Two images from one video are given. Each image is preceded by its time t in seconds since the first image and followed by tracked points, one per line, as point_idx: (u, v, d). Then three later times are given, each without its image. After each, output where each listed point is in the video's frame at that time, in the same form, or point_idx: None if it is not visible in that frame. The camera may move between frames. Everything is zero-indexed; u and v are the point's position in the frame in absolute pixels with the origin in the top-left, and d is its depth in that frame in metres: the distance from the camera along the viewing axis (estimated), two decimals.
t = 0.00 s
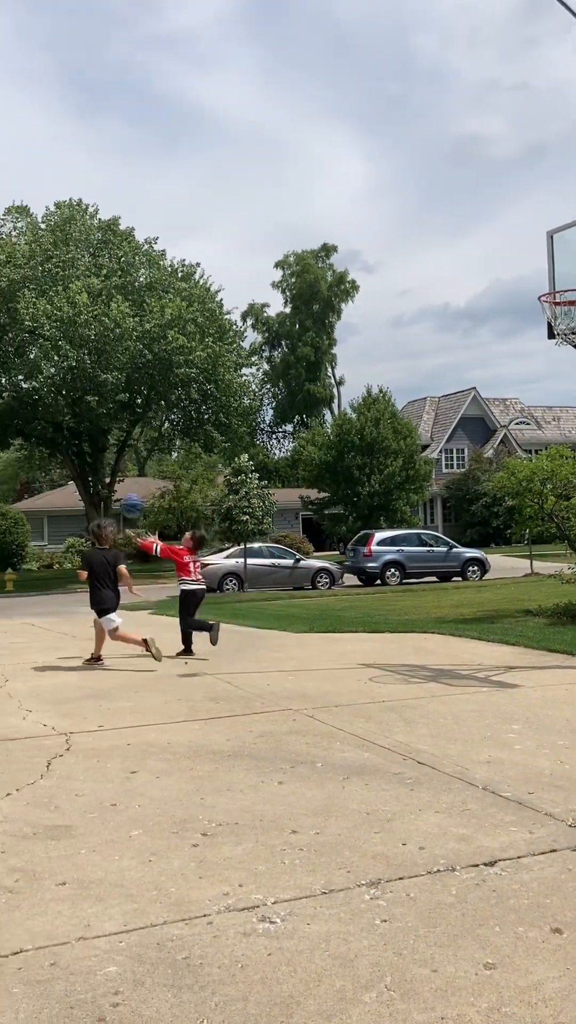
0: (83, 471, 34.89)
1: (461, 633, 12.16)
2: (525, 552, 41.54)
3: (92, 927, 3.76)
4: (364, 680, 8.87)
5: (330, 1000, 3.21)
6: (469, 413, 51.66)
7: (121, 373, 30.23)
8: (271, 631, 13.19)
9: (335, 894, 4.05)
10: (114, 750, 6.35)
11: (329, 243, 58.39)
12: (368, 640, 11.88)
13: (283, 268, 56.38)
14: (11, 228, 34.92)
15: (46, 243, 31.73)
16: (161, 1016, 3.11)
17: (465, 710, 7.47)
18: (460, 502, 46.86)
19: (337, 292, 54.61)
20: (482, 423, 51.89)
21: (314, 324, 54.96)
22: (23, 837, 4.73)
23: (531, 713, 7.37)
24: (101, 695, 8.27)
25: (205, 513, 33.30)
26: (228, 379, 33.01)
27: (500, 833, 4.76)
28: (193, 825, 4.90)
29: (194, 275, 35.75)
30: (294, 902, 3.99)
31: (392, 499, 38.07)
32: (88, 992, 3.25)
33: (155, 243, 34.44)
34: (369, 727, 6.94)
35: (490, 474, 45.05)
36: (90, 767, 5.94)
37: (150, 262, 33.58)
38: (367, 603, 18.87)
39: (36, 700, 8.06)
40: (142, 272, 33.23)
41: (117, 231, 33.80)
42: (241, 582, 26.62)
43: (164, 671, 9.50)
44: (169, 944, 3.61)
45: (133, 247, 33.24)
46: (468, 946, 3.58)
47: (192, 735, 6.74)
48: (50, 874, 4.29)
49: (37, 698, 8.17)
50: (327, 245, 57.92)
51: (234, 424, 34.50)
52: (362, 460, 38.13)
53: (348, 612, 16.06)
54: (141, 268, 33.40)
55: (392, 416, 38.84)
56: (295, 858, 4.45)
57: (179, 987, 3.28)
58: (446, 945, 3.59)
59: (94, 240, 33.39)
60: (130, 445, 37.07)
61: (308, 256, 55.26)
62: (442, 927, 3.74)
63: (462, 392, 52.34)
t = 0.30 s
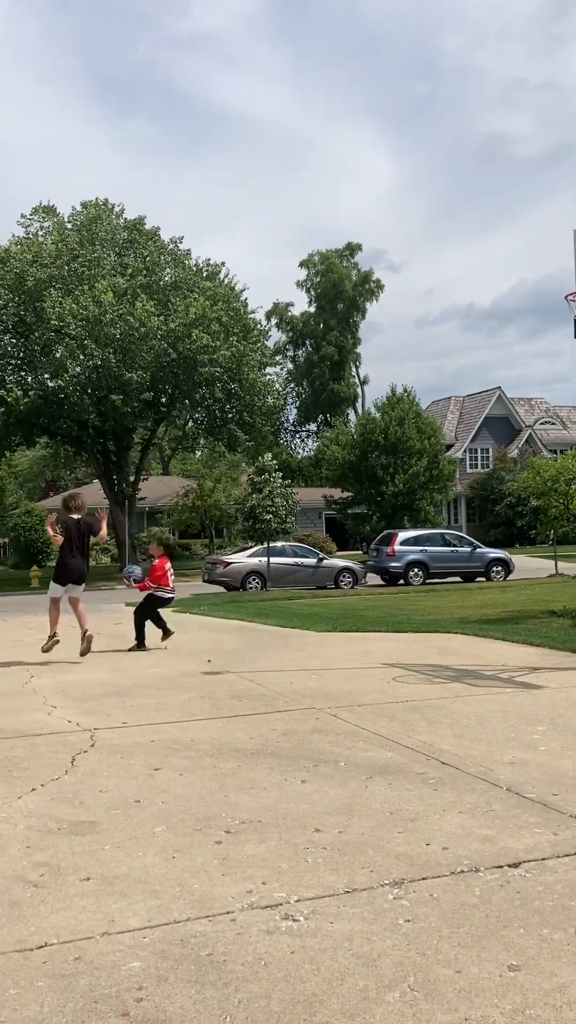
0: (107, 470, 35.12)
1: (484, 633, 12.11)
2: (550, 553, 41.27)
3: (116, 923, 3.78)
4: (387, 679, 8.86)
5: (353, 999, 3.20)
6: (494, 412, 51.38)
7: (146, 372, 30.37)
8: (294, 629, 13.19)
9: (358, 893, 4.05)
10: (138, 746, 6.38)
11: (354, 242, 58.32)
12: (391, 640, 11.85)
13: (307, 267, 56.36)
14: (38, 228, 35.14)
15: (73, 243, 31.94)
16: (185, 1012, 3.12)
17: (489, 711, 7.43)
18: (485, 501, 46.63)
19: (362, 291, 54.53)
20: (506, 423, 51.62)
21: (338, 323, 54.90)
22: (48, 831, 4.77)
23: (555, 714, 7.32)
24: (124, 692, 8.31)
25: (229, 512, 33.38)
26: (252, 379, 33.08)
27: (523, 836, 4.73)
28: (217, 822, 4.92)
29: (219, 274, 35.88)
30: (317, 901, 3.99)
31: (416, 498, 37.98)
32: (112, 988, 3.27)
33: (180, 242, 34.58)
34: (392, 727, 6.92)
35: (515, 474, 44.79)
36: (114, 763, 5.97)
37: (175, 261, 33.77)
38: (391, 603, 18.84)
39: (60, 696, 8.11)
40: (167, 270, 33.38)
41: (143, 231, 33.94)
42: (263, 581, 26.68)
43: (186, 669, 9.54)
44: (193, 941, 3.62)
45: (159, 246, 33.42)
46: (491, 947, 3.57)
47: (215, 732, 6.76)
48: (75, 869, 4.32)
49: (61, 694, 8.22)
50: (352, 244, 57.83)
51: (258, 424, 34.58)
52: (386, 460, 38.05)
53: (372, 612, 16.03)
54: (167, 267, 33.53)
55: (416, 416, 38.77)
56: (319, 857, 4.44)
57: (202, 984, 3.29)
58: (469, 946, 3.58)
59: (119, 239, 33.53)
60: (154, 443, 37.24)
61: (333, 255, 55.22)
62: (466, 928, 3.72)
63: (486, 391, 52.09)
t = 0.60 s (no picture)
0: (124, 468, 35.23)
1: (501, 633, 12.07)
2: (567, 552, 41.04)
3: (134, 918, 3.79)
4: (404, 679, 8.84)
5: (371, 997, 3.20)
6: (511, 411, 51.18)
7: (163, 370, 30.44)
8: (310, 627, 13.19)
9: (375, 892, 4.04)
10: (155, 743, 6.41)
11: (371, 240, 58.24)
12: (408, 639, 11.81)
13: (324, 266, 56.30)
14: (57, 228, 35.32)
15: (91, 242, 32.06)
16: (203, 1009, 3.12)
17: (506, 710, 7.40)
18: (502, 501, 46.44)
19: (379, 289, 54.44)
20: (524, 421, 51.40)
21: (355, 321, 54.84)
22: (66, 827, 4.79)
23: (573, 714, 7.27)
24: (141, 689, 8.35)
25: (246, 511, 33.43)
26: (268, 378, 33.11)
27: (541, 836, 4.70)
28: (234, 820, 4.92)
29: (236, 273, 35.96)
30: (334, 899, 3.98)
31: (432, 497, 37.91)
32: (131, 983, 3.28)
33: (197, 241, 34.66)
34: (408, 725, 6.91)
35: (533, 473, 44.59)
36: (132, 760, 5.99)
37: (193, 259, 33.87)
38: (407, 603, 18.78)
39: (78, 693, 8.15)
40: (184, 269, 33.55)
41: (160, 229, 34.02)
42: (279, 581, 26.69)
43: (203, 667, 9.57)
44: (210, 938, 3.62)
45: (176, 245, 33.52)
46: (510, 947, 3.55)
47: (231, 730, 6.77)
48: (93, 866, 4.33)
49: (79, 691, 8.25)
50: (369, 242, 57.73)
51: (274, 422, 34.59)
52: (403, 459, 37.96)
53: (388, 611, 16.00)
54: (184, 266, 33.64)
55: (433, 415, 38.69)
56: (335, 855, 4.44)
57: (220, 980, 3.30)
58: (488, 946, 3.56)
59: (137, 238, 33.58)
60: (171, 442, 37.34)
61: (350, 253, 55.14)
62: (483, 928, 3.72)
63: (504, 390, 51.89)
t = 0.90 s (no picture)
0: (137, 466, 35.31)
1: (513, 632, 12.03)
2: None
3: (146, 915, 3.80)
4: (416, 678, 8.83)
5: (383, 996, 3.21)
6: (524, 410, 51.06)
7: (176, 369, 30.50)
8: (322, 626, 13.19)
9: (387, 891, 4.04)
10: (167, 741, 6.43)
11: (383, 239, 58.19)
12: (420, 638, 11.79)
13: (337, 264, 56.29)
14: (71, 226, 35.41)
15: (104, 240, 32.16)
16: (215, 1005, 3.13)
17: (518, 710, 7.38)
18: (514, 500, 46.31)
19: (391, 288, 54.37)
20: (537, 420, 51.27)
21: (368, 320, 54.82)
22: (78, 824, 4.80)
23: None
24: (154, 686, 8.38)
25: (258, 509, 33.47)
26: (281, 376, 33.18)
27: (554, 836, 4.68)
28: (245, 817, 4.93)
29: (248, 271, 36.00)
30: (346, 898, 3.98)
31: (445, 496, 37.86)
32: (143, 979, 3.29)
33: (210, 239, 34.72)
34: (420, 724, 6.90)
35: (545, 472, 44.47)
36: (144, 758, 6.00)
37: (205, 258, 33.96)
38: (419, 601, 18.76)
39: (90, 691, 8.17)
40: (197, 267, 33.64)
41: (173, 227, 34.08)
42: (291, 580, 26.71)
43: (215, 665, 9.59)
44: (222, 935, 3.63)
45: (189, 244, 33.57)
46: (522, 946, 3.55)
47: (243, 728, 6.78)
48: (105, 862, 4.35)
49: (91, 688, 8.28)
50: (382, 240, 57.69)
51: (286, 421, 34.60)
52: (415, 458, 37.91)
53: (400, 611, 15.99)
54: (197, 264, 33.68)
55: (445, 414, 38.65)
56: (347, 853, 4.44)
57: (232, 977, 3.31)
58: (500, 945, 3.56)
59: (150, 236, 33.64)
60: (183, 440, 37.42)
61: (362, 252, 55.12)
62: (496, 926, 3.71)
63: (517, 389, 51.76)
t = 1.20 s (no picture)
0: (140, 464, 35.31)
1: (517, 631, 12.02)
2: None
3: (150, 912, 3.81)
4: (419, 675, 8.83)
5: (386, 992, 3.21)
6: (527, 408, 50.99)
7: (179, 366, 30.49)
8: (325, 625, 13.18)
9: (390, 888, 4.04)
10: (170, 738, 6.44)
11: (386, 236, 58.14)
12: (423, 636, 11.78)
13: (340, 262, 56.24)
14: (74, 223, 35.43)
15: (107, 239, 32.17)
16: (219, 1002, 3.13)
17: (521, 708, 7.37)
18: (517, 499, 46.26)
19: (395, 285, 54.32)
20: (540, 418, 51.19)
21: (371, 318, 54.77)
22: (82, 821, 4.81)
23: None
24: (157, 684, 8.38)
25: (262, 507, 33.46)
26: (284, 374, 33.17)
27: (558, 833, 4.69)
28: (248, 815, 4.93)
29: (252, 269, 35.96)
30: (349, 895, 3.98)
31: (448, 494, 37.82)
32: (147, 976, 3.30)
33: (213, 237, 34.70)
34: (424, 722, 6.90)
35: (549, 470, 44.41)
36: (147, 755, 6.01)
37: (209, 256, 33.97)
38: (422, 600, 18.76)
39: (93, 688, 8.19)
40: (200, 265, 33.65)
41: (176, 225, 34.05)
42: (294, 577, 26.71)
43: (218, 662, 9.61)
44: (226, 932, 3.64)
45: (192, 241, 33.56)
46: (525, 943, 3.55)
47: (246, 725, 6.79)
48: (109, 859, 4.36)
49: (94, 685, 8.30)
50: (384, 238, 57.63)
51: (289, 419, 34.58)
52: (418, 456, 37.86)
53: (403, 609, 15.99)
54: (200, 262, 33.72)
55: (449, 412, 38.60)
56: (351, 851, 4.44)
57: (236, 974, 3.31)
58: (504, 942, 3.56)
59: (153, 234, 33.60)
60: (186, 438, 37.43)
61: (366, 250, 55.09)
62: (499, 924, 3.71)
63: (520, 387, 51.68)
